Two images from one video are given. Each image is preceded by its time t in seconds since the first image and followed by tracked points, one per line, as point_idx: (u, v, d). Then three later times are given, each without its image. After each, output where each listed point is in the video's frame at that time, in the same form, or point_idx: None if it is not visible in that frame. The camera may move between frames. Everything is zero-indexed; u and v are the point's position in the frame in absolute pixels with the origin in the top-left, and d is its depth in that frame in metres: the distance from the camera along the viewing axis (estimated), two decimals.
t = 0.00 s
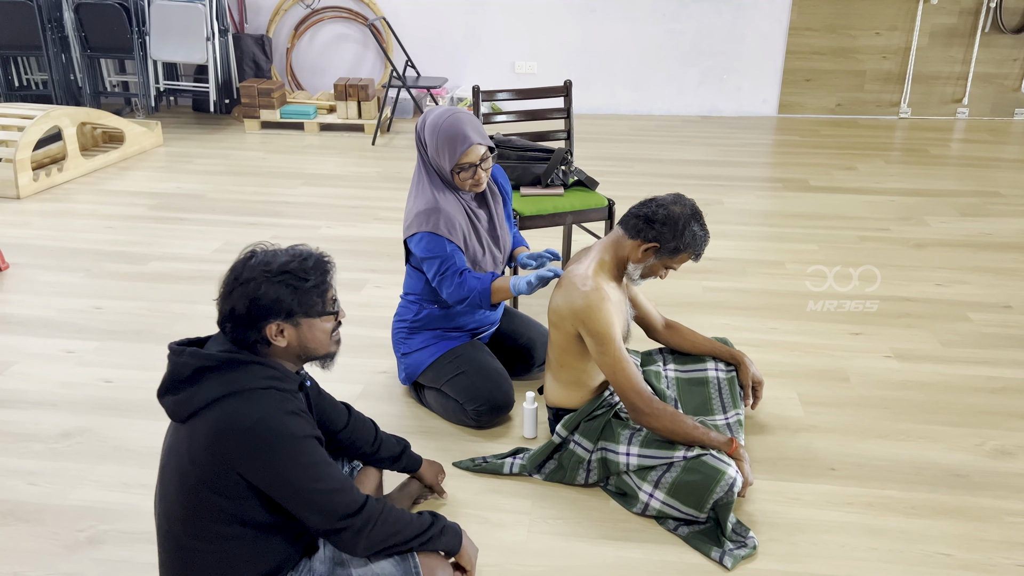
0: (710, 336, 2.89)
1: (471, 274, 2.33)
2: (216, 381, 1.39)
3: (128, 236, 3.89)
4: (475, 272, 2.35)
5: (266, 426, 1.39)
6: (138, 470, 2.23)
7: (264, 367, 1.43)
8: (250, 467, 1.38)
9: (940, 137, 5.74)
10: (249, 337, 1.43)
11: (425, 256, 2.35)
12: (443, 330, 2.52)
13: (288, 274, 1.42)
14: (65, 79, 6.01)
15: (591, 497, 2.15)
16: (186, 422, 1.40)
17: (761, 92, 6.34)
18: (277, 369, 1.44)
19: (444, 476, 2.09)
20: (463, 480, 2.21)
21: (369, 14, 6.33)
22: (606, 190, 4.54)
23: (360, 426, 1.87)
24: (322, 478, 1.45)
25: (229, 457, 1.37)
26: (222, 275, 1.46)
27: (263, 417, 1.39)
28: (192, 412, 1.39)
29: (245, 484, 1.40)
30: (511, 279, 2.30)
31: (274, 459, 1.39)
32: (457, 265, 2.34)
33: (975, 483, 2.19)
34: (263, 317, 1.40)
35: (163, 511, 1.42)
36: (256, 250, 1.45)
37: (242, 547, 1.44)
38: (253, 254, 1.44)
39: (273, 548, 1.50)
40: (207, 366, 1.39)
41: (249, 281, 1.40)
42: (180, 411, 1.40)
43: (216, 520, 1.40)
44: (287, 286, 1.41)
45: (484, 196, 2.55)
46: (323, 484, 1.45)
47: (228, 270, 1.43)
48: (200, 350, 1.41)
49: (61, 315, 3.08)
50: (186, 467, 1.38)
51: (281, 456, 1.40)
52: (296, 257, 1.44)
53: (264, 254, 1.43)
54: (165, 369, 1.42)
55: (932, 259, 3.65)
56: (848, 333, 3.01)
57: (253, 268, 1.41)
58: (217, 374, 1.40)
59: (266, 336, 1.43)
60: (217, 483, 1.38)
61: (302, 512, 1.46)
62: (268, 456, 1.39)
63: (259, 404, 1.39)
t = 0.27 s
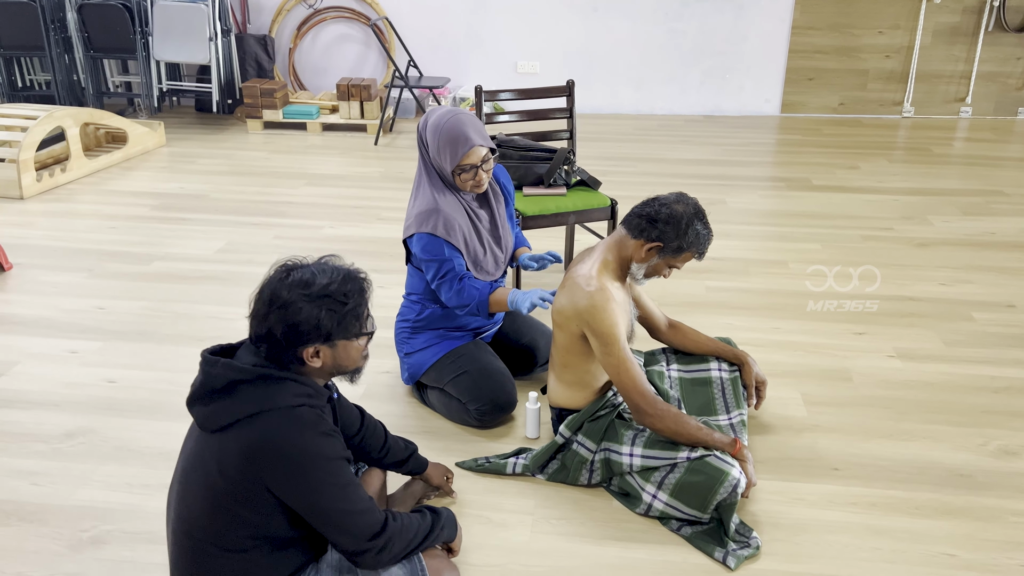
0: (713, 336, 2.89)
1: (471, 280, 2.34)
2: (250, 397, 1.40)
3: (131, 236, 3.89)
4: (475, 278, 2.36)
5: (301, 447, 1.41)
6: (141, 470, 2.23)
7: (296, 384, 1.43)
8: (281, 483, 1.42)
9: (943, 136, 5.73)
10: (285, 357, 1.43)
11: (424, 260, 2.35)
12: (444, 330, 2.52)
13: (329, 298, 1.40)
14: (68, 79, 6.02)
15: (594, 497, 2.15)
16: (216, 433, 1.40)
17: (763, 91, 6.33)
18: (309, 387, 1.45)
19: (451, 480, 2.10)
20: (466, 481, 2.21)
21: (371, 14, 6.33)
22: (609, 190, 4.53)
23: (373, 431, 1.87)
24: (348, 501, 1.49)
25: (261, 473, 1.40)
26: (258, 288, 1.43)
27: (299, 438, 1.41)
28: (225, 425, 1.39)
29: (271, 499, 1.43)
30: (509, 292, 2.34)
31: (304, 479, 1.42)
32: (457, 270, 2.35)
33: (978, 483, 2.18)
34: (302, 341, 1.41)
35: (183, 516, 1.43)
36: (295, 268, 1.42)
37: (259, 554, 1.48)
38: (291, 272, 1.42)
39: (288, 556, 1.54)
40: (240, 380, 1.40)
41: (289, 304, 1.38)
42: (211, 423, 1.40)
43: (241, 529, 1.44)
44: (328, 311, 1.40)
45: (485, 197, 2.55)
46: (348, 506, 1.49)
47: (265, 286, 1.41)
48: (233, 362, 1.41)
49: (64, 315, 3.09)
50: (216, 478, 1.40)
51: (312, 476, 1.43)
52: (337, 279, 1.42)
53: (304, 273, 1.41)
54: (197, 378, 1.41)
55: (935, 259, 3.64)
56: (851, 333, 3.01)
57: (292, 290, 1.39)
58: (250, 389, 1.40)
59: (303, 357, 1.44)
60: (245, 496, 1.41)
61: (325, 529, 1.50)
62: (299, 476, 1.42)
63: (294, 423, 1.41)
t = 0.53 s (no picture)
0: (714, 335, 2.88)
1: (476, 281, 2.34)
2: (257, 407, 1.40)
3: (132, 236, 3.89)
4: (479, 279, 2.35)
5: (307, 458, 1.41)
6: (143, 471, 2.23)
7: (305, 396, 1.44)
8: (288, 495, 1.42)
9: (945, 134, 5.73)
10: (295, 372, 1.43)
11: (429, 261, 2.35)
12: (445, 330, 2.52)
13: (340, 315, 1.40)
14: (69, 79, 6.02)
15: (596, 496, 2.15)
16: (224, 442, 1.41)
17: (764, 90, 6.32)
18: (318, 398, 1.45)
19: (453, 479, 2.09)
20: (467, 480, 2.21)
21: (372, 14, 6.33)
22: (610, 188, 4.53)
23: (377, 433, 1.86)
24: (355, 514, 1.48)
25: (267, 483, 1.40)
26: (266, 301, 1.43)
27: (306, 450, 1.41)
28: (232, 434, 1.39)
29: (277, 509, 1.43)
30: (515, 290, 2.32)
31: (310, 491, 1.42)
32: (461, 271, 2.35)
33: (981, 482, 2.18)
34: (312, 357, 1.41)
35: (187, 521, 1.44)
36: (305, 283, 1.42)
37: (263, 562, 1.48)
38: (302, 286, 1.41)
39: (292, 563, 1.54)
40: (247, 390, 1.40)
41: (300, 321, 1.38)
42: (218, 431, 1.40)
43: (245, 537, 1.44)
44: (339, 328, 1.40)
45: (486, 196, 2.54)
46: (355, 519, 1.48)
47: (274, 301, 1.40)
48: (241, 373, 1.41)
49: (65, 316, 3.09)
50: (222, 486, 1.40)
51: (318, 488, 1.43)
52: (347, 295, 1.41)
53: (314, 289, 1.41)
54: (204, 387, 1.42)
55: (937, 257, 3.63)
56: (853, 331, 3.00)
57: (303, 306, 1.39)
58: (257, 398, 1.40)
59: (313, 372, 1.44)
60: (251, 505, 1.41)
61: (331, 540, 1.49)
62: (305, 487, 1.42)
63: (302, 435, 1.41)
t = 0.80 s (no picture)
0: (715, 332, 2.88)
1: (475, 281, 2.33)
2: (254, 410, 1.39)
3: (133, 235, 3.89)
4: (478, 278, 2.35)
5: (305, 462, 1.41)
6: (144, 470, 2.23)
7: (302, 398, 1.43)
8: (286, 498, 1.41)
9: (946, 130, 5.72)
10: (289, 374, 1.43)
11: (429, 260, 2.36)
12: (445, 328, 2.52)
13: (332, 317, 1.39)
14: (69, 79, 6.02)
15: (597, 494, 2.14)
16: (221, 445, 1.40)
17: (765, 87, 6.32)
18: (315, 399, 1.45)
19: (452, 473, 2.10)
20: (468, 478, 2.21)
21: (371, 12, 6.32)
22: (611, 186, 4.52)
23: (375, 430, 1.86)
24: (354, 516, 1.48)
25: (265, 487, 1.39)
26: (259, 303, 1.42)
27: (304, 453, 1.40)
28: (230, 438, 1.39)
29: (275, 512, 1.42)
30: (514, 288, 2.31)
31: (308, 494, 1.42)
32: (461, 271, 2.35)
33: (983, 479, 2.17)
34: (306, 359, 1.40)
35: (186, 524, 1.44)
36: (297, 284, 1.41)
37: (261, 563, 1.48)
38: (294, 288, 1.40)
39: (291, 564, 1.54)
40: (244, 393, 1.40)
41: (292, 324, 1.37)
42: (215, 435, 1.39)
43: (243, 540, 1.44)
44: (332, 330, 1.39)
45: (485, 196, 2.54)
46: (353, 522, 1.48)
47: (267, 303, 1.40)
48: (237, 375, 1.41)
49: (66, 315, 3.08)
50: (220, 490, 1.39)
51: (316, 492, 1.42)
52: (339, 296, 1.40)
53: (306, 291, 1.40)
54: (200, 390, 1.41)
55: (938, 254, 3.63)
56: (854, 329, 2.99)
57: (295, 308, 1.38)
58: (254, 401, 1.40)
59: (307, 373, 1.44)
60: (249, 508, 1.41)
61: (330, 542, 1.49)
62: (303, 491, 1.41)
63: (299, 438, 1.41)
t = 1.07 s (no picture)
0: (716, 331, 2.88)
1: (474, 284, 2.34)
2: (249, 409, 1.39)
3: (133, 235, 3.89)
4: (478, 281, 2.35)
5: (301, 461, 1.40)
6: (144, 470, 2.23)
7: (297, 396, 1.43)
8: (282, 497, 1.41)
9: (946, 128, 5.71)
10: (285, 372, 1.42)
11: (428, 264, 2.35)
12: (446, 329, 2.52)
13: (324, 309, 1.39)
14: (69, 78, 6.01)
15: (598, 493, 2.14)
16: (217, 444, 1.40)
17: (765, 85, 6.31)
18: (310, 397, 1.45)
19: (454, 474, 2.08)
20: (469, 477, 2.21)
21: (371, 11, 6.32)
22: (611, 184, 4.52)
23: (375, 429, 1.86)
24: (351, 515, 1.48)
25: (261, 486, 1.39)
26: (249, 301, 1.42)
27: (299, 453, 1.40)
28: (225, 436, 1.39)
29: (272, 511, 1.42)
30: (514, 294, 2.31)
31: (304, 493, 1.41)
32: (460, 274, 2.35)
33: (984, 477, 2.17)
34: (301, 355, 1.40)
35: (185, 522, 1.44)
36: (286, 280, 1.41)
37: (259, 562, 1.49)
38: (283, 284, 1.40)
39: (291, 562, 1.54)
40: (239, 391, 1.40)
41: (285, 320, 1.37)
42: (211, 434, 1.39)
43: (240, 539, 1.44)
44: (325, 322, 1.39)
45: (483, 197, 2.53)
46: (350, 521, 1.48)
47: (257, 301, 1.39)
48: (232, 373, 1.40)
49: (66, 315, 3.08)
50: (217, 488, 1.40)
51: (312, 491, 1.42)
52: (329, 288, 1.41)
53: (296, 286, 1.40)
54: (197, 388, 1.41)
55: (939, 251, 3.62)
56: (855, 327, 2.99)
57: (286, 303, 1.38)
58: (249, 400, 1.40)
59: (303, 368, 1.44)
60: (245, 507, 1.41)
61: (327, 540, 1.49)
62: (299, 490, 1.41)
63: (294, 437, 1.40)
